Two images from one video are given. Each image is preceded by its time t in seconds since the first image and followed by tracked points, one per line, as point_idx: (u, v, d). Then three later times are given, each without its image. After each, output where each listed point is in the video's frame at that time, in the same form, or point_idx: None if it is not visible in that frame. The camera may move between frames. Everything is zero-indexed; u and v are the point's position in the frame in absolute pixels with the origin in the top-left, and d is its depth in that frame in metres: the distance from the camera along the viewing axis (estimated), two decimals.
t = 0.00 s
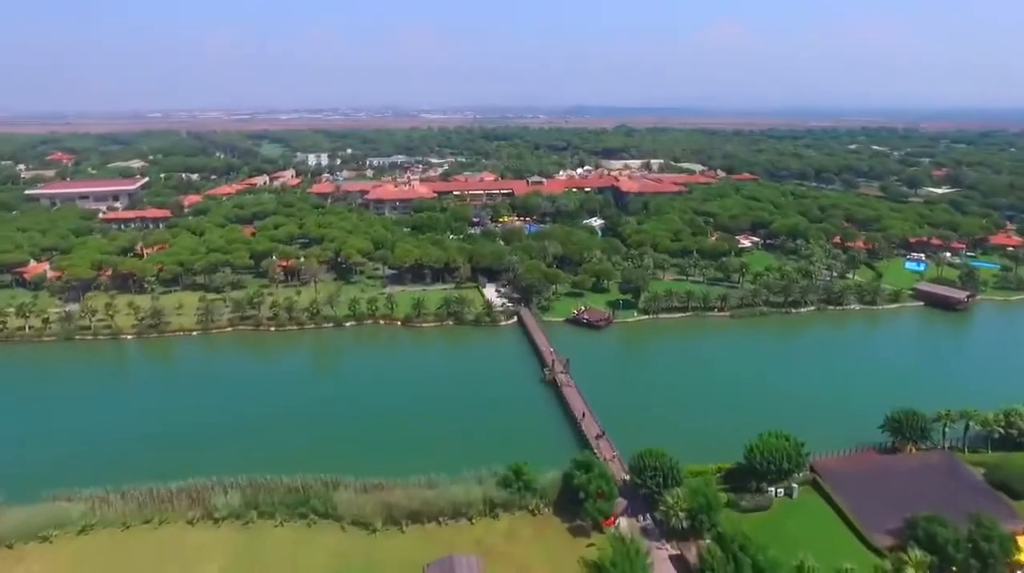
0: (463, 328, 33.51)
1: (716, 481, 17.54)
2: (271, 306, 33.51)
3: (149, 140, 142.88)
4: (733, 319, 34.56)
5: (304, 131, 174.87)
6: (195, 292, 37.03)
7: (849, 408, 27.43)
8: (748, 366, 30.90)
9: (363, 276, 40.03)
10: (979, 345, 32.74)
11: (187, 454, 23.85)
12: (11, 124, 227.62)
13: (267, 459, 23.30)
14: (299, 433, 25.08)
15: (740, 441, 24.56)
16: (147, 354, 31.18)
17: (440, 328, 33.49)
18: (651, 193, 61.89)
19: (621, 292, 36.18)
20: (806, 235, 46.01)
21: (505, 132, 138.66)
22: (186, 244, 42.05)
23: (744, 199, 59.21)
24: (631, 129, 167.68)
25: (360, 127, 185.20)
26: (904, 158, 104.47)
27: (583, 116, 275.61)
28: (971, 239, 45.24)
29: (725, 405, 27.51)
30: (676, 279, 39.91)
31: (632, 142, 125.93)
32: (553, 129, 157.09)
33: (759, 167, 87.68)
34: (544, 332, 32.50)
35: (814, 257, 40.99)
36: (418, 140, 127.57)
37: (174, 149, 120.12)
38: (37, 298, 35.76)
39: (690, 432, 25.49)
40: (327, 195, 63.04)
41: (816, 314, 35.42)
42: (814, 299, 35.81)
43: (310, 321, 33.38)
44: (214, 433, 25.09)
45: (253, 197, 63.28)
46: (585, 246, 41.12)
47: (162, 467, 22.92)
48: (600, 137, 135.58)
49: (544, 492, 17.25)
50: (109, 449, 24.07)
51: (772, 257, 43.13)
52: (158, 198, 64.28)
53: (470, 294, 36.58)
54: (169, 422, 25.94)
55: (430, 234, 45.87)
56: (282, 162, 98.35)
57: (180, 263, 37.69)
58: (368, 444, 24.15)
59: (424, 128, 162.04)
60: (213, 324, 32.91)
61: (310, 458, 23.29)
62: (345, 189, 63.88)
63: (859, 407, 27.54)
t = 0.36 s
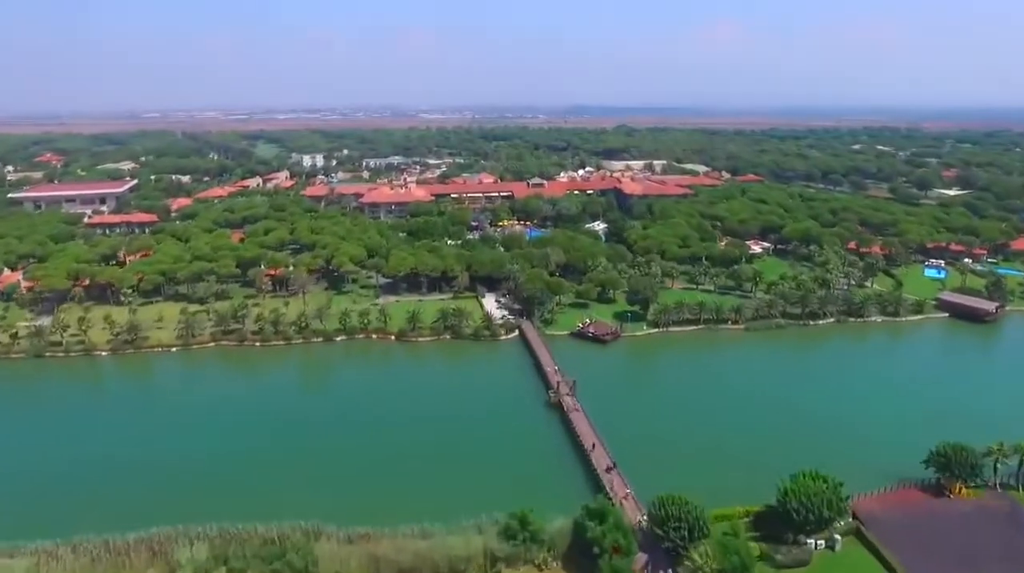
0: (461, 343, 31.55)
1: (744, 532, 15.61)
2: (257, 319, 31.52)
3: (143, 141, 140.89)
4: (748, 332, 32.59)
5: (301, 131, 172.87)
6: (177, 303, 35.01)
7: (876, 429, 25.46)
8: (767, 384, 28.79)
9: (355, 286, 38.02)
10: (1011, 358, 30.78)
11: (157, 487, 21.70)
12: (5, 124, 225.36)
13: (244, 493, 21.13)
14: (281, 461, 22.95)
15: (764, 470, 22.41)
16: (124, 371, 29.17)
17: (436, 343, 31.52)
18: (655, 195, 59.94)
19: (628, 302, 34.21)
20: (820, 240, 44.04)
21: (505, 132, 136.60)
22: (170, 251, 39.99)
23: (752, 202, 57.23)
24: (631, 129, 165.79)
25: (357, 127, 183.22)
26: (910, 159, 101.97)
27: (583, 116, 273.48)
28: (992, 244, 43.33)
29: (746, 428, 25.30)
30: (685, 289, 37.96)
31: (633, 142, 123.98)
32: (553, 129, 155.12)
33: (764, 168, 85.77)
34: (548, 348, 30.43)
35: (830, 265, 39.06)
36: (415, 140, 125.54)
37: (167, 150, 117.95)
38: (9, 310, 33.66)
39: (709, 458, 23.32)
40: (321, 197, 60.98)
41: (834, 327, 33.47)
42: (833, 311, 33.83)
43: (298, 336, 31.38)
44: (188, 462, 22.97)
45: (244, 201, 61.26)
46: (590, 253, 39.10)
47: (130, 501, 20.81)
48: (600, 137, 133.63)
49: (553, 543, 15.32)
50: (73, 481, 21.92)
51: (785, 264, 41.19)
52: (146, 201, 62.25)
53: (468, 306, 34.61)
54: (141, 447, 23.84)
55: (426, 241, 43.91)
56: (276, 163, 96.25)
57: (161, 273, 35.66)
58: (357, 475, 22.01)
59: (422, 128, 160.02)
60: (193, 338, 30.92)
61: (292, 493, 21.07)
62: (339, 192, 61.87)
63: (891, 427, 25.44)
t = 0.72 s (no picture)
0: (458, 360, 29.48)
1: None
2: (239, 334, 29.39)
3: (137, 142, 138.92)
4: (766, 349, 30.50)
5: (297, 131, 170.92)
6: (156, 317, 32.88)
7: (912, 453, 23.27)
8: (788, 404, 26.67)
9: (347, 297, 35.94)
10: None
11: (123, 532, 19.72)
12: None
13: (218, 541, 19.12)
14: (258, 502, 20.93)
15: (794, 506, 20.29)
16: (96, 392, 27.11)
17: (432, 361, 29.43)
18: (659, 198, 57.98)
19: (637, 315, 32.12)
20: (836, 247, 42.00)
21: (504, 132, 134.81)
22: (150, 260, 37.84)
23: (760, 206, 55.22)
24: (631, 129, 163.93)
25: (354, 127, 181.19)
26: (918, 159, 101.06)
27: (583, 116, 271.61)
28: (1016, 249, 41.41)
29: (770, 455, 23.19)
30: (696, 300, 35.88)
31: (634, 142, 122.03)
32: (553, 129, 153.14)
33: (769, 170, 83.86)
34: (552, 367, 28.31)
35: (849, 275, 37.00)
36: (413, 141, 123.61)
37: (159, 151, 115.93)
38: None
39: (731, 491, 21.17)
40: (314, 201, 58.95)
41: (857, 341, 31.42)
42: (856, 324, 31.72)
43: (284, 353, 29.28)
44: (159, 503, 20.96)
45: (234, 205, 59.22)
46: (595, 262, 37.03)
47: (89, 550, 18.85)
48: (600, 137, 131.80)
49: None
50: (33, 526, 19.95)
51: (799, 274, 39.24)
52: (132, 205, 60.23)
53: (466, 319, 32.50)
54: (106, 485, 21.84)
55: (422, 248, 41.94)
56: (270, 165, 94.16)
57: (139, 286, 33.55)
58: (341, 519, 19.99)
59: (419, 128, 158.08)
60: (171, 354, 28.78)
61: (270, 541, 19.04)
62: (333, 195, 59.85)
63: (927, 451, 23.30)
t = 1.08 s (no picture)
0: (456, 380, 27.39)
1: None
2: (221, 352, 27.22)
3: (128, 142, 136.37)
4: (787, 367, 28.42)
5: (293, 131, 168.74)
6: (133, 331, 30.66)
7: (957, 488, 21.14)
8: (815, 429, 24.61)
9: (338, 309, 33.85)
10: None
11: None
12: None
13: None
14: (235, 540, 18.86)
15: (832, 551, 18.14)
16: (64, 417, 24.91)
17: (428, 381, 27.34)
18: (665, 201, 55.98)
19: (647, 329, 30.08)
20: (854, 254, 39.99)
21: (503, 132, 132.74)
22: (129, 269, 35.61)
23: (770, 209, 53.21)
24: (632, 129, 161.97)
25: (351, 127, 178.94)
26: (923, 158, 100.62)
27: (580, 116, 270.47)
28: None
29: (801, 488, 21.09)
30: (707, 311, 33.89)
31: (636, 142, 120.07)
32: (552, 129, 151.17)
33: (775, 170, 81.92)
34: (558, 388, 26.26)
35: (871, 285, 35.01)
36: (411, 141, 121.61)
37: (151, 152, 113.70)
38: None
39: (762, 533, 19.04)
40: (307, 205, 56.78)
41: (884, 357, 29.33)
42: (882, 339, 29.70)
43: (269, 372, 27.12)
44: (126, 543, 18.79)
45: (224, 208, 57.07)
46: (601, 271, 35.01)
47: None
48: (601, 137, 129.85)
49: None
50: None
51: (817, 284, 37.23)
52: (118, 208, 58.05)
53: (464, 334, 30.41)
54: (67, 520, 19.70)
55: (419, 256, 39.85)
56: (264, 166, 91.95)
57: (116, 299, 31.34)
58: (324, 561, 17.95)
59: (417, 128, 155.93)
60: (146, 374, 26.58)
61: None
62: (327, 197, 57.75)
63: (967, 484, 21.46)
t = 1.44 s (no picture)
0: (454, 405, 25.17)
1: None
2: (199, 374, 24.97)
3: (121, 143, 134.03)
4: (813, 388, 26.28)
5: (289, 131, 166.49)
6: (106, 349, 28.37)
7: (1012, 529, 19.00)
8: (848, 458, 22.43)
9: (329, 324, 31.67)
10: None
11: None
12: None
13: None
14: None
15: None
16: (23, 449, 22.64)
17: (424, 406, 25.10)
18: (672, 205, 53.95)
19: (660, 346, 27.94)
20: (874, 262, 37.94)
21: (502, 132, 130.74)
22: (105, 281, 33.31)
23: (781, 214, 51.17)
24: (632, 129, 160.20)
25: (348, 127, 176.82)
26: (930, 159, 99.37)
27: (578, 116, 269.22)
28: None
29: (838, 530, 18.87)
30: (722, 324, 31.82)
31: (637, 143, 118.17)
32: (552, 129, 149.37)
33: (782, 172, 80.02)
34: (565, 413, 24.10)
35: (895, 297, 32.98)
36: (409, 141, 119.47)
37: (143, 153, 111.52)
38: None
39: None
40: (300, 209, 54.62)
41: (916, 377, 27.18)
42: (913, 356, 27.60)
43: (250, 397, 24.86)
44: None
45: (214, 212, 54.92)
46: (609, 281, 32.91)
47: None
48: (601, 137, 127.99)
49: None
50: None
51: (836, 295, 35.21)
52: (102, 213, 55.84)
53: (464, 353, 28.18)
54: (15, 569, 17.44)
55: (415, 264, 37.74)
56: (258, 167, 89.80)
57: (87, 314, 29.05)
58: None
59: (415, 128, 153.88)
60: (117, 399, 24.34)
61: None
62: (320, 201, 55.64)
63: (1018, 521, 19.43)
